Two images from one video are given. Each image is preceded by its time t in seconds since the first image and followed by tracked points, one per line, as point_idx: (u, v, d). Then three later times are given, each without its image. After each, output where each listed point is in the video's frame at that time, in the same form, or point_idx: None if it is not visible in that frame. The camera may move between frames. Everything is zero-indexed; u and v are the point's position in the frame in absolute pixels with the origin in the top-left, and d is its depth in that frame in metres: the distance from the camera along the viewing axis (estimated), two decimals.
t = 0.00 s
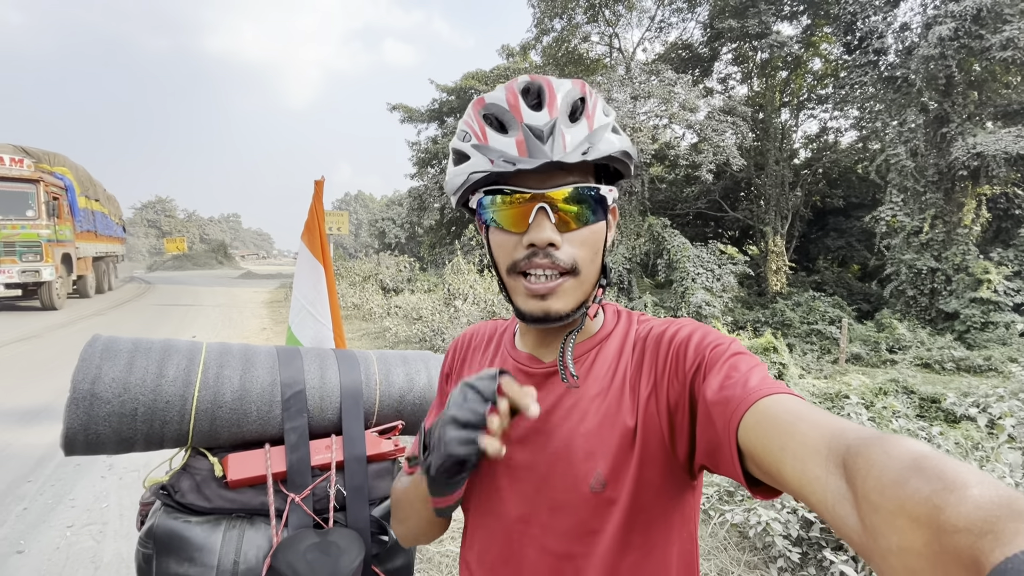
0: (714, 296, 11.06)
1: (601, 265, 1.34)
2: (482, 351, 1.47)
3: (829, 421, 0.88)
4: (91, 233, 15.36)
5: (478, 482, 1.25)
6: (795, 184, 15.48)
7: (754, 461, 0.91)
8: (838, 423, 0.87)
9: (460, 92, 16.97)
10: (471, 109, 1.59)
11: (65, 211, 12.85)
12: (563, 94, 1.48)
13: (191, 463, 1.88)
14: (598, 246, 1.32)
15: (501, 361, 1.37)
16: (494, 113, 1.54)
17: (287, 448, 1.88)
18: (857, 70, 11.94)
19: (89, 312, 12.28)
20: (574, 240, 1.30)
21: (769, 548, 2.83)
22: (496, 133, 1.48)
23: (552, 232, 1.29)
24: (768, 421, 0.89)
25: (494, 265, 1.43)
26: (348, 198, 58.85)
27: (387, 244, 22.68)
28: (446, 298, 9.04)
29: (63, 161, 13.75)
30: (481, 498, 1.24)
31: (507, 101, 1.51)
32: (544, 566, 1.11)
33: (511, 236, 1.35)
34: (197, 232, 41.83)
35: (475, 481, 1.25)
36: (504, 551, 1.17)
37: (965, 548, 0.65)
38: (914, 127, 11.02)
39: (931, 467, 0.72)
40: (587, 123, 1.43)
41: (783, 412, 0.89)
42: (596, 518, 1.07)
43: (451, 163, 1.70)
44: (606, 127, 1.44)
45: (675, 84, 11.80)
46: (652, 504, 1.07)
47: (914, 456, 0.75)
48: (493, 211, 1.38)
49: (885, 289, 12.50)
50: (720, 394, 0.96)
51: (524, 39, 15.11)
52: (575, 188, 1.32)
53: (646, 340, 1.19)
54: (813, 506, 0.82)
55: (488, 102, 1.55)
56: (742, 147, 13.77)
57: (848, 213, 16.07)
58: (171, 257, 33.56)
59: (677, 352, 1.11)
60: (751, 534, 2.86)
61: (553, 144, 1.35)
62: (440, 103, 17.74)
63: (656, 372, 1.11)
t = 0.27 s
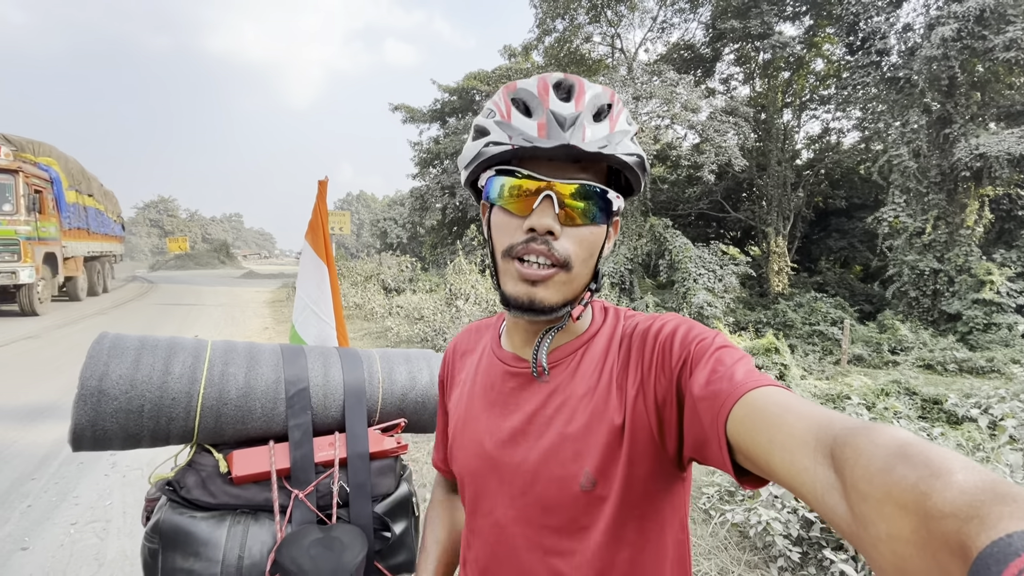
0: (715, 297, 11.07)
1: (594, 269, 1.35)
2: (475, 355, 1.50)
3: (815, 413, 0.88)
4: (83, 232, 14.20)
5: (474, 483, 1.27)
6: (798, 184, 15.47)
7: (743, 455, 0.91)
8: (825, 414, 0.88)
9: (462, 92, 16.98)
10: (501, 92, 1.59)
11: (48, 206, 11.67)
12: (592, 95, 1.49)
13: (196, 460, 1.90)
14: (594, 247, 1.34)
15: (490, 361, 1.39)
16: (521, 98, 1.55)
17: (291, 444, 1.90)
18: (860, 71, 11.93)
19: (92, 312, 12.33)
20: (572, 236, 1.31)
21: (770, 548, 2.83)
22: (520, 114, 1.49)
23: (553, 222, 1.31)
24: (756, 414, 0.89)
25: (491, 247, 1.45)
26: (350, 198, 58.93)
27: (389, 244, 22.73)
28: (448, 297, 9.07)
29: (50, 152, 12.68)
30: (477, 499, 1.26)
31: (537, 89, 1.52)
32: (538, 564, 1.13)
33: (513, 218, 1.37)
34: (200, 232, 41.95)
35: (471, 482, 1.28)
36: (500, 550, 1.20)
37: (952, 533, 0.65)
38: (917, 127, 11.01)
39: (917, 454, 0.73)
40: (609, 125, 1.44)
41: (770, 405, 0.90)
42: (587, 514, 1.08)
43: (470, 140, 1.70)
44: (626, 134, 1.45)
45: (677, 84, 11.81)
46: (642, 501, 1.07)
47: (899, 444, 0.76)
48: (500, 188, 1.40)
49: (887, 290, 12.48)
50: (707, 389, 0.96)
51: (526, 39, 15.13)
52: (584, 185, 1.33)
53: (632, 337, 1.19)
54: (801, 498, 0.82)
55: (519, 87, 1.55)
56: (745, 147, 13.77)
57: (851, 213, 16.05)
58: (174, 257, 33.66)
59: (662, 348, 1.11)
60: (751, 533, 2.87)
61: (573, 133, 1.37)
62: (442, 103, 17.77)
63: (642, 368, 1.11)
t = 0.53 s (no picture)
0: (716, 297, 11.07)
1: (589, 271, 1.34)
2: (481, 351, 1.51)
3: (815, 414, 0.87)
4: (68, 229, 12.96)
5: (476, 476, 1.29)
6: (798, 184, 15.47)
7: (741, 454, 0.91)
8: (826, 415, 0.87)
9: (463, 91, 16.98)
10: (478, 104, 1.60)
11: (25, 200, 10.47)
12: (568, 101, 1.49)
13: (202, 458, 1.90)
14: (587, 253, 1.33)
15: (493, 359, 1.40)
16: (499, 111, 1.55)
17: (296, 443, 1.90)
18: (861, 71, 11.92)
19: (93, 311, 12.34)
20: (563, 245, 1.31)
21: (772, 548, 2.83)
22: (498, 133, 1.50)
23: (542, 237, 1.30)
24: (754, 414, 0.89)
25: (486, 261, 1.46)
26: (351, 197, 58.91)
27: (389, 244, 22.74)
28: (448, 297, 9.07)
29: (35, 140, 11.55)
30: (479, 492, 1.28)
31: (512, 102, 1.52)
32: (535, 559, 1.14)
33: (503, 234, 1.38)
34: (200, 231, 41.98)
35: (474, 476, 1.30)
36: (501, 542, 1.22)
37: (947, 534, 0.65)
38: (917, 127, 11.01)
39: (916, 457, 0.72)
40: (588, 133, 1.43)
41: (768, 405, 0.89)
42: (583, 511, 1.09)
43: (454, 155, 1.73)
44: (607, 140, 1.44)
45: (678, 84, 11.80)
46: (639, 498, 1.06)
47: (897, 445, 0.75)
48: (489, 210, 1.41)
49: (888, 290, 12.48)
50: (706, 389, 0.96)
51: (527, 39, 15.12)
52: (569, 195, 1.32)
53: (632, 335, 1.18)
54: (798, 498, 0.82)
55: (494, 101, 1.57)
56: (745, 147, 13.77)
57: (851, 213, 16.04)
58: (174, 256, 33.68)
59: (661, 347, 1.10)
60: (753, 532, 2.87)
61: (550, 151, 1.36)
62: (443, 103, 17.77)
63: (640, 367, 1.11)
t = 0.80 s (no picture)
0: (716, 295, 11.07)
1: (598, 276, 1.33)
2: (494, 354, 1.50)
3: (835, 428, 0.86)
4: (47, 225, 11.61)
5: (487, 479, 1.28)
6: (798, 183, 15.48)
7: (758, 466, 0.89)
8: (846, 428, 0.85)
9: (462, 90, 16.94)
10: (483, 110, 1.59)
11: None
12: (573, 105, 1.45)
13: (208, 463, 1.88)
14: (596, 259, 1.31)
15: (506, 362, 1.39)
16: (502, 119, 1.53)
17: (303, 447, 1.89)
18: (860, 69, 11.90)
19: (92, 310, 12.32)
20: (571, 252, 1.29)
21: (777, 549, 2.82)
22: (503, 139, 1.48)
23: (549, 244, 1.29)
24: (772, 427, 0.88)
25: (495, 267, 1.45)
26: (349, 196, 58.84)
27: (389, 242, 22.74)
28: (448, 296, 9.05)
29: (7, 124, 10.02)
30: (490, 495, 1.27)
31: (516, 108, 1.50)
32: (546, 564, 1.13)
33: (511, 242, 1.37)
34: (199, 230, 41.97)
35: (484, 479, 1.29)
36: (510, 547, 1.20)
37: (972, 557, 0.63)
38: (917, 126, 11.00)
39: (939, 474, 0.71)
40: (592, 136, 1.38)
41: (787, 416, 0.88)
42: (595, 518, 1.07)
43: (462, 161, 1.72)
44: (612, 142, 1.39)
45: (677, 83, 11.78)
46: (653, 506, 1.05)
47: (920, 462, 0.74)
48: (497, 218, 1.40)
49: (887, 289, 12.48)
50: (722, 399, 0.94)
51: (526, 37, 15.09)
52: (575, 202, 1.32)
53: (647, 341, 1.16)
54: (816, 512, 0.81)
55: (498, 106, 1.54)
56: (744, 145, 13.76)
57: (850, 212, 16.03)
58: (173, 255, 33.63)
59: (677, 354, 1.08)
60: (758, 534, 2.86)
61: (553, 160, 1.34)
62: (442, 101, 17.74)
63: (655, 374, 1.09)
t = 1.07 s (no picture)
0: (714, 293, 11.08)
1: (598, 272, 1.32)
2: (490, 352, 1.49)
3: (831, 424, 0.85)
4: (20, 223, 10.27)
5: (483, 476, 1.27)
6: (795, 181, 15.51)
7: (754, 463, 0.89)
8: (842, 425, 0.85)
9: (459, 88, 16.90)
10: (480, 108, 1.58)
11: None
12: (571, 103, 1.45)
13: (201, 464, 1.87)
14: (596, 255, 1.31)
15: (503, 361, 1.37)
16: (502, 116, 1.52)
17: (298, 447, 1.88)
18: (857, 67, 11.89)
19: (88, 310, 12.29)
20: (571, 248, 1.29)
21: (775, 546, 2.83)
22: (501, 137, 1.48)
23: (548, 241, 1.28)
24: (768, 424, 0.87)
25: (494, 264, 1.44)
26: (347, 195, 58.79)
27: (386, 241, 22.72)
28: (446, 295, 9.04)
29: None
30: (485, 492, 1.26)
31: (515, 105, 1.49)
32: (543, 562, 1.12)
33: (510, 239, 1.36)
34: (196, 230, 41.95)
35: (480, 476, 1.28)
36: (506, 543, 1.20)
37: (965, 552, 0.63)
38: (914, 124, 11.01)
39: (933, 472, 0.70)
40: (591, 134, 1.38)
41: (783, 413, 0.87)
42: (591, 515, 1.06)
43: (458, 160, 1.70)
44: (611, 140, 1.39)
45: (675, 81, 11.78)
46: (649, 503, 1.04)
47: (914, 459, 0.73)
48: (495, 214, 1.39)
49: (884, 286, 12.50)
50: (718, 397, 0.93)
51: (524, 35, 15.07)
52: (574, 198, 1.30)
53: (643, 339, 1.16)
54: (813, 510, 0.80)
55: (497, 104, 1.53)
56: (742, 143, 13.77)
57: (848, 209, 16.05)
58: (170, 255, 33.57)
59: (673, 352, 1.07)
60: (756, 531, 2.86)
61: (553, 155, 1.34)
62: (439, 100, 17.70)
63: (652, 371, 1.08)
